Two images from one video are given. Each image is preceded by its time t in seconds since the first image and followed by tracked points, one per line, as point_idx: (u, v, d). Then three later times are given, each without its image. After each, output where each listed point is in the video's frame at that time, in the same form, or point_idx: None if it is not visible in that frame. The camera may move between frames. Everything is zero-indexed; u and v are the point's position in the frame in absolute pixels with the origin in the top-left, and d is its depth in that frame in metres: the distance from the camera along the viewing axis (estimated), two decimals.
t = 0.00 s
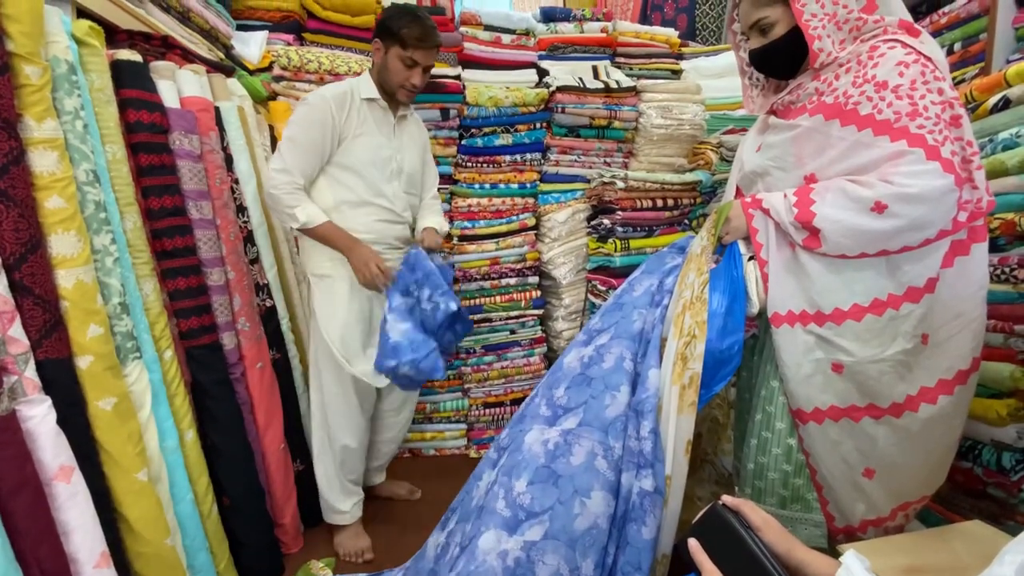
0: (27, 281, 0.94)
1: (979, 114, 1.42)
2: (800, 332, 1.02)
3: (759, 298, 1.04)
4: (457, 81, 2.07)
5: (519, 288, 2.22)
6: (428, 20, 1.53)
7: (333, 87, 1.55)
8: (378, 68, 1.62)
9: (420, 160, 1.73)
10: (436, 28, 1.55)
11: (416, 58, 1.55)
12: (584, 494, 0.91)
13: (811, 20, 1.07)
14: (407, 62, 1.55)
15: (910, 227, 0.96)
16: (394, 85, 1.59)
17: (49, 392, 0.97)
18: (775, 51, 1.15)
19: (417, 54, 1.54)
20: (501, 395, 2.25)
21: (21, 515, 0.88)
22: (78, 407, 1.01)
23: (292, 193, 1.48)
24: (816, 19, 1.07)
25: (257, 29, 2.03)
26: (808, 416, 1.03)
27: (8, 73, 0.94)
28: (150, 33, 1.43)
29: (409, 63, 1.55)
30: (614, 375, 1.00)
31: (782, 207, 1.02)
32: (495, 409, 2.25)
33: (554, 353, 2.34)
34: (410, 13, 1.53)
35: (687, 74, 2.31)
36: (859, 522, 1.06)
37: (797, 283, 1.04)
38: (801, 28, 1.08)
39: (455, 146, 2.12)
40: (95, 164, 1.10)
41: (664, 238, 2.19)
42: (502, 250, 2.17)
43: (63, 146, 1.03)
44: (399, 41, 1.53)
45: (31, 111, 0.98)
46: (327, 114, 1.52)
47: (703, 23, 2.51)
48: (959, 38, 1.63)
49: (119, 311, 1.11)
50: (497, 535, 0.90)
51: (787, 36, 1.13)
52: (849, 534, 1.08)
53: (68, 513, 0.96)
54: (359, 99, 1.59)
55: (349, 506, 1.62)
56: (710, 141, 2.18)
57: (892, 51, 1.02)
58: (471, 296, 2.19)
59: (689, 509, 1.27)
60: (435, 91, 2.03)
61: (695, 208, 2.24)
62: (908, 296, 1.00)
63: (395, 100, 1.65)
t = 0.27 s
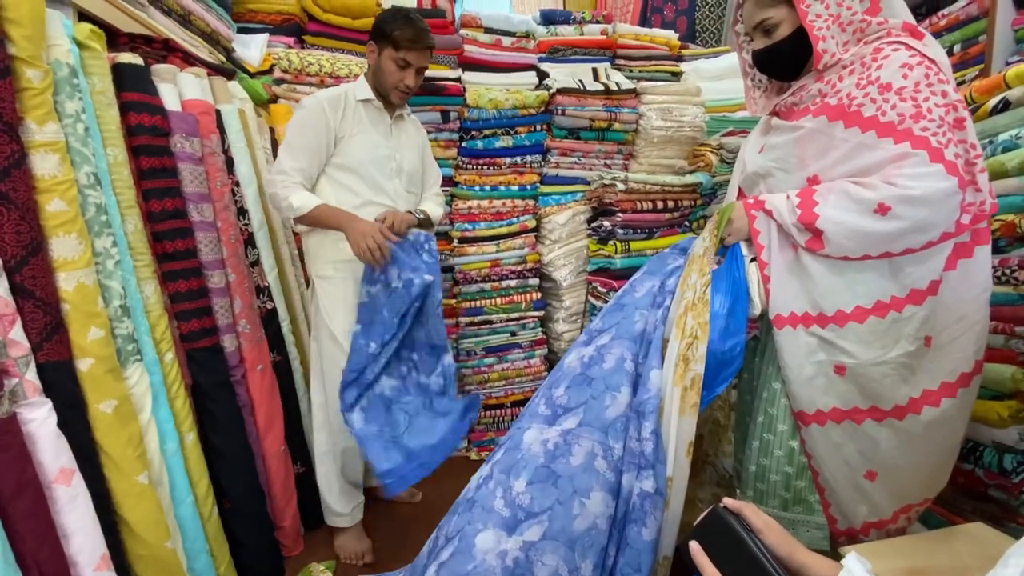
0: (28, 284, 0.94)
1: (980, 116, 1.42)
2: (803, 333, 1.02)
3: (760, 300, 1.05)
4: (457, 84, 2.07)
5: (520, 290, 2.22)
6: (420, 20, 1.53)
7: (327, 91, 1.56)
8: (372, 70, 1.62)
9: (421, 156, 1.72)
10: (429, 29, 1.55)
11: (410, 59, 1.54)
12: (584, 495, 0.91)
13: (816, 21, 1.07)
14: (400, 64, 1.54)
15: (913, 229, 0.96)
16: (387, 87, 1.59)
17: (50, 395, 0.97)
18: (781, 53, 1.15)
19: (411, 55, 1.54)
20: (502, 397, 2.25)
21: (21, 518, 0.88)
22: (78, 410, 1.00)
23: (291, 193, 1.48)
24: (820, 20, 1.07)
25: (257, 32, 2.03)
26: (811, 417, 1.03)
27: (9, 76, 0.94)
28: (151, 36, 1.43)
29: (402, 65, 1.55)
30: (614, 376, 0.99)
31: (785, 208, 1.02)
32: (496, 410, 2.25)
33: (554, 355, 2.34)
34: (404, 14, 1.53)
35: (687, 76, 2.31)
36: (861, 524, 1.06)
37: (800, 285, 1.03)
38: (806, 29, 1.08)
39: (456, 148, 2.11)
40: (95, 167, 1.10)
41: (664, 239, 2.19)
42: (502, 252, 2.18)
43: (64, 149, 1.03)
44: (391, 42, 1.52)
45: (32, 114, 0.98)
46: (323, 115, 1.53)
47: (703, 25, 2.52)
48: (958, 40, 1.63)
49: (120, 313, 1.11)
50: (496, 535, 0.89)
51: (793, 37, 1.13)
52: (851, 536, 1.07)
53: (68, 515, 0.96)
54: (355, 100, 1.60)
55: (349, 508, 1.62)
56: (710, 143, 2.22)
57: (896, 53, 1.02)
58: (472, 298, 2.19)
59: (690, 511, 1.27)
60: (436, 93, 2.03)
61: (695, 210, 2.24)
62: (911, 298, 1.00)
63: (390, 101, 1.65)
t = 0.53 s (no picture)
0: (28, 285, 0.94)
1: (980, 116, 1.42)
2: (804, 334, 1.02)
3: (762, 301, 1.05)
4: (458, 85, 2.06)
5: (520, 291, 2.22)
6: (417, 26, 1.52)
7: (331, 97, 1.55)
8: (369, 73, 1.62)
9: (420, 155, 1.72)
10: (425, 34, 1.54)
11: (405, 66, 1.55)
12: (585, 497, 0.91)
13: (820, 21, 1.07)
14: (396, 71, 1.55)
15: (916, 230, 0.96)
16: (383, 91, 1.59)
17: (49, 396, 0.96)
18: (784, 54, 1.15)
19: (406, 63, 1.54)
20: (502, 398, 2.25)
21: (20, 520, 0.88)
22: (78, 411, 1.00)
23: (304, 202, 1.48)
24: (825, 20, 1.07)
25: (258, 34, 2.04)
26: (812, 419, 1.02)
27: (10, 77, 0.94)
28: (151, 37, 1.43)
29: (398, 71, 1.55)
30: (616, 378, 0.99)
31: (788, 209, 1.02)
32: (496, 412, 2.25)
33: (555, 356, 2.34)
34: (400, 20, 1.52)
35: (687, 77, 2.31)
36: (863, 526, 1.05)
37: (803, 286, 1.03)
38: (810, 29, 1.08)
39: (456, 150, 2.11)
40: (96, 168, 1.10)
41: (664, 240, 2.19)
42: (503, 253, 2.18)
43: (64, 150, 1.03)
44: (387, 48, 1.52)
45: (32, 115, 0.98)
46: (329, 121, 1.52)
47: (703, 27, 2.53)
48: (959, 40, 1.63)
49: (120, 315, 1.11)
50: (498, 537, 0.88)
51: (797, 37, 1.13)
52: (853, 538, 1.07)
53: (67, 517, 0.95)
54: (356, 104, 1.59)
55: (350, 510, 1.62)
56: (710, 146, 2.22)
57: (900, 54, 1.02)
58: (472, 299, 2.19)
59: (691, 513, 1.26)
60: (436, 95, 2.02)
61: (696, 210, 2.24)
62: (913, 299, 1.00)
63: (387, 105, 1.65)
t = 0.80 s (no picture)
0: (28, 286, 0.94)
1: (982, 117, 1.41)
2: (806, 336, 1.01)
3: (764, 303, 1.04)
4: (458, 86, 2.06)
5: (520, 292, 2.22)
6: (423, 29, 1.52)
7: (329, 97, 1.55)
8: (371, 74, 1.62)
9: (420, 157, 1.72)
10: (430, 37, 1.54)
11: (409, 69, 1.55)
12: (588, 499, 0.91)
13: (823, 21, 1.07)
14: (400, 74, 1.55)
15: (919, 232, 0.96)
16: (386, 93, 1.59)
17: (49, 398, 0.96)
18: (788, 52, 1.15)
19: (410, 66, 1.54)
20: (503, 399, 2.24)
21: (20, 522, 0.88)
22: (78, 412, 1.00)
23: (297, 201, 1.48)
24: (828, 20, 1.07)
25: (259, 35, 2.04)
26: (814, 420, 1.02)
27: (11, 78, 0.94)
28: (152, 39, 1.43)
29: (401, 74, 1.55)
30: (618, 379, 0.99)
31: (790, 210, 1.02)
32: (496, 413, 2.24)
33: (555, 357, 2.33)
34: (406, 23, 1.51)
35: (688, 78, 2.31)
36: (865, 528, 1.05)
37: (805, 288, 1.03)
38: (812, 29, 1.08)
39: (457, 151, 2.12)
40: (97, 169, 1.10)
41: (665, 242, 2.18)
42: (504, 254, 2.18)
43: (65, 151, 1.03)
44: (392, 50, 1.52)
45: (33, 116, 0.98)
46: (326, 121, 1.52)
47: (704, 28, 2.53)
48: (960, 42, 1.63)
49: (120, 316, 1.11)
50: (501, 540, 0.88)
51: (799, 36, 1.13)
52: (855, 540, 1.07)
53: (67, 518, 0.95)
54: (355, 104, 1.59)
55: (349, 511, 1.61)
56: (710, 147, 2.20)
57: (904, 55, 1.02)
58: (473, 300, 2.19)
59: (692, 515, 1.26)
60: (437, 96, 2.03)
61: (696, 211, 2.23)
62: (916, 302, 0.99)
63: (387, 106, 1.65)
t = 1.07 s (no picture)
0: (30, 287, 0.94)
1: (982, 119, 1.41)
2: (807, 338, 1.01)
3: (765, 305, 1.04)
4: (459, 88, 2.06)
5: (520, 293, 2.21)
6: (420, 29, 1.52)
7: (323, 98, 1.55)
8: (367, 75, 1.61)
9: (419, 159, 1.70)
10: (427, 36, 1.54)
11: (408, 69, 1.54)
12: (589, 501, 0.91)
13: (827, 21, 1.08)
14: (398, 74, 1.54)
15: (920, 234, 0.96)
16: (385, 93, 1.59)
17: (50, 398, 0.96)
18: (792, 51, 1.15)
19: (410, 66, 1.53)
20: (503, 401, 2.24)
21: (20, 522, 0.88)
22: (79, 413, 1.00)
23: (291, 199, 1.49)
24: (831, 20, 1.07)
25: (260, 36, 2.04)
26: (815, 422, 1.02)
27: (13, 79, 0.94)
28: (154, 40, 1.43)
29: (400, 74, 1.55)
30: (619, 381, 1.00)
31: (791, 212, 1.02)
32: (496, 414, 2.24)
33: (556, 359, 2.33)
34: (404, 22, 1.51)
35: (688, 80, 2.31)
36: (866, 531, 1.05)
37: (806, 289, 1.03)
38: (817, 29, 1.09)
39: (458, 152, 2.12)
40: (98, 170, 1.10)
41: (665, 243, 2.18)
42: (504, 255, 2.18)
43: (67, 152, 1.03)
44: (391, 51, 1.51)
45: (35, 117, 0.99)
46: (318, 123, 1.53)
47: (705, 30, 2.53)
48: (960, 44, 1.63)
49: (121, 316, 1.11)
50: (504, 543, 0.90)
51: (804, 35, 1.13)
52: (856, 543, 1.07)
53: (68, 519, 0.95)
54: (350, 104, 1.59)
55: (348, 513, 1.61)
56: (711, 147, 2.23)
57: (906, 58, 1.02)
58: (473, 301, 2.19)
59: (693, 516, 1.26)
60: (437, 97, 2.02)
61: (697, 213, 2.23)
62: (917, 303, 0.99)
63: (385, 106, 1.65)
